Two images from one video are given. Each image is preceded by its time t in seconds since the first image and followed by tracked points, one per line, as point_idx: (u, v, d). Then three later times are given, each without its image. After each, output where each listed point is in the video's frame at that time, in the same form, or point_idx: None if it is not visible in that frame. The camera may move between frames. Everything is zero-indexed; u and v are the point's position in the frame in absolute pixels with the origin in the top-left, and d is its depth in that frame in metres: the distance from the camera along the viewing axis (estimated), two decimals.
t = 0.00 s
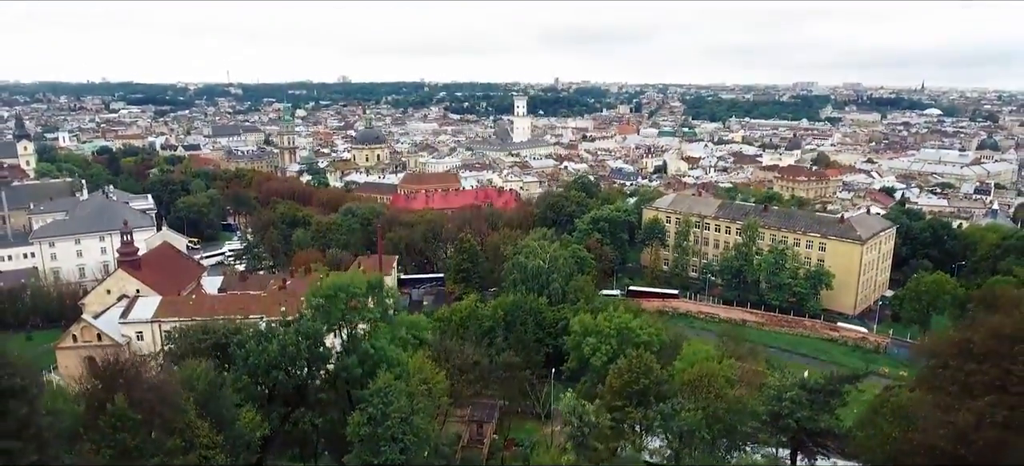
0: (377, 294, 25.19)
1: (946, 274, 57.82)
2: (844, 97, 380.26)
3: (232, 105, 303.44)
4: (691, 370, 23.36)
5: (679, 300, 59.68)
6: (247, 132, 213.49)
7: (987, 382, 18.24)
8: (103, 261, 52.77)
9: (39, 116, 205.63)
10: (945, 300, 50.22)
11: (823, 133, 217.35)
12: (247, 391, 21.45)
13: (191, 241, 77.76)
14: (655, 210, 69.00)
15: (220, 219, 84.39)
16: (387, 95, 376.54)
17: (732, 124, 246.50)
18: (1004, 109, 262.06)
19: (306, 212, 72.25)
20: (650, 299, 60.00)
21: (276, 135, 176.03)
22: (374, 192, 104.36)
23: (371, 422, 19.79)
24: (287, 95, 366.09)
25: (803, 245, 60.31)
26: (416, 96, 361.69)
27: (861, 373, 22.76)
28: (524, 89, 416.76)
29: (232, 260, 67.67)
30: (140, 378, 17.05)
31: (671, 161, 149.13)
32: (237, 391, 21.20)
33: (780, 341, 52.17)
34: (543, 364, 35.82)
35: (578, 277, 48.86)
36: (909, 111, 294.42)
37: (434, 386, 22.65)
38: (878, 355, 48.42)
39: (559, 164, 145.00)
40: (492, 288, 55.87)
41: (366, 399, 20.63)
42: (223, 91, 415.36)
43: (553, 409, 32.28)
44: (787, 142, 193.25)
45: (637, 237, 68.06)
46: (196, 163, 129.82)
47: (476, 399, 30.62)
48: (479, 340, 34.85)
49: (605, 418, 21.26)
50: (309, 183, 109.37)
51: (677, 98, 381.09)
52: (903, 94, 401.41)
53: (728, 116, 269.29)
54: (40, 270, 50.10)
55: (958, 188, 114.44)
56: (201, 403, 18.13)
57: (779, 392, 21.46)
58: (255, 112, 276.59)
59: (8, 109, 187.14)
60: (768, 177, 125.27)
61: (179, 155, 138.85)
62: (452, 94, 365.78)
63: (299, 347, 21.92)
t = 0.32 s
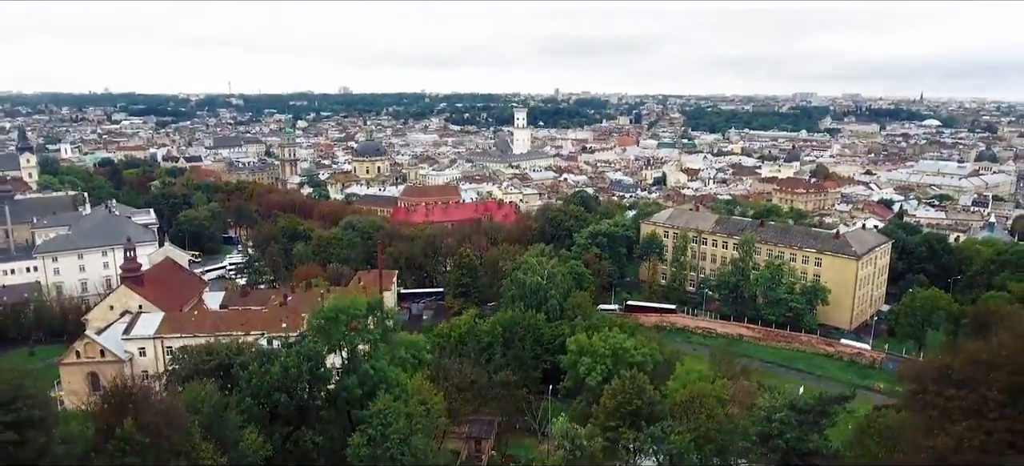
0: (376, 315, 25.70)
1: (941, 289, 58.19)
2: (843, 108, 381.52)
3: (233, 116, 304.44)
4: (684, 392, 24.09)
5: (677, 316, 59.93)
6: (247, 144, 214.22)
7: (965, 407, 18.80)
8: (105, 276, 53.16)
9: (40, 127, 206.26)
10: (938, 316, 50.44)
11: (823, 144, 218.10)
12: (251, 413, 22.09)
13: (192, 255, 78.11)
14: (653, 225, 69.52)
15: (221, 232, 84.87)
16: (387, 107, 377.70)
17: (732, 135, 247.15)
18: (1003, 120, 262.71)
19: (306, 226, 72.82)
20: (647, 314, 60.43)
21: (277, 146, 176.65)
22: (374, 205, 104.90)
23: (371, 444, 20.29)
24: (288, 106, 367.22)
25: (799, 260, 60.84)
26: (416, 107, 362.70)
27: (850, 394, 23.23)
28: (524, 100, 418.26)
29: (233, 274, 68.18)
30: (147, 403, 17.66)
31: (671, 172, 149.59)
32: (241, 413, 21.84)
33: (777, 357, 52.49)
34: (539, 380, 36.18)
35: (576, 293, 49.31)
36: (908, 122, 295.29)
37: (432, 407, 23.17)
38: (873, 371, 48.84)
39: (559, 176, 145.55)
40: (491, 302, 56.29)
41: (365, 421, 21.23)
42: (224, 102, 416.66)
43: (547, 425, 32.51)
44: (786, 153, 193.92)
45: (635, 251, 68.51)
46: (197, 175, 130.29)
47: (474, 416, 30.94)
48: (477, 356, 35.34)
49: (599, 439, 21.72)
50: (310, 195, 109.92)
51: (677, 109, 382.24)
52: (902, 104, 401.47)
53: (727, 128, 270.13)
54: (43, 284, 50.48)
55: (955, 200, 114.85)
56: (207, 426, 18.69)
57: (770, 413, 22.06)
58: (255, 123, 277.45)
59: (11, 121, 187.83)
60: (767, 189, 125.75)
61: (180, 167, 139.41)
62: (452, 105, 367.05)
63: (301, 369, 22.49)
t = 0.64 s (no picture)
0: (376, 333, 26.26)
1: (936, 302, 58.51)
2: (842, 117, 383.84)
3: (234, 125, 305.42)
4: (676, 412, 24.62)
5: (675, 328, 60.26)
6: (248, 154, 214.99)
7: (944, 429, 19.46)
8: (108, 289, 53.66)
9: (42, 136, 207.19)
10: (933, 330, 50.04)
11: (822, 153, 218.85)
12: (255, 432, 22.68)
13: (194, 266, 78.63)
14: (651, 238, 70.05)
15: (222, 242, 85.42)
16: (388, 116, 379.23)
17: (732, 144, 247.99)
18: (1001, 129, 263.56)
19: (307, 238, 73.43)
20: (644, 327, 60.86)
21: (278, 155, 177.46)
22: (375, 215, 105.50)
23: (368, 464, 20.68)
24: (288, 114, 368.94)
25: (796, 273, 61.30)
26: (416, 115, 364.17)
27: (840, 413, 23.70)
28: (524, 109, 419.98)
29: (234, 285, 68.68)
30: (156, 424, 18.35)
31: (670, 182, 150.28)
32: (246, 431, 22.53)
33: (774, 370, 52.80)
34: (536, 394, 36.44)
35: (575, 309, 49.84)
36: (908, 129, 295.98)
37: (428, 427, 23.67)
38: (868, 385, 49.24)
39: (559, 185, 146.21)
40: (490, 315, 56.82)
41: (366, 439, 21.70)
42: (225, 111, 418.02)
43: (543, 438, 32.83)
44: (786, 162, 194.68)
45: (633, 264, 69.00)
46: (199, 185, 131.02)
47: (473, 431, 31.48)
48: (475, 371, 35.89)
49: (592, 457, 22.20)
50: (311, 205, 110.56)
51: (675, 117, 385.02)
52: (900, 113, 403.40)
53: (727, 136, 271.09)
54: (47, 297, 51.00)
55: (953, 210, 115.31)
56: (211, 446, 19.28)
57: (760, 432, 22.22)
58: (256, 132, 278.34)
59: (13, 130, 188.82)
60: (765, 199, 126.31)
61: (182, 177, 140.24)
62: (452, 114, 368.61)
63: (302, 390, 23.03)
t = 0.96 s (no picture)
0: (377, 351, 26.89)
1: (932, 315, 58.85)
2: (842, 124, 384.17)
3: (236, 132, 306.44)
4: (670, 428, 25.10)
5: (673, 339, 60.75)
6: (249, 161, 215.52)
7: (925, 449, 20.15)
8: (111, 300, 54.13)
9: (44, 143, 208.04)
10: (928, 342, 49.83)
11: (822, 161, 219.33)
12: (259, 449, 23.12)
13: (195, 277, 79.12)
14: (650, 249, 70.59)
15: (224, 252, 85.89)
16: (388, 123, 380.23)
17: (732, 151, 248.65)
18: (1001, 137, 264.03)
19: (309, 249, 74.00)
20: (642, 338, 61.32)
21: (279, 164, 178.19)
22: (375, 225, 106.05)
23: None
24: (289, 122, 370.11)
25: (792, 285, 61.76)
26: (417, 123, 365.28)
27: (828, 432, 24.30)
28: (524, 116, 421.41)
29: (236, 296, 69.16)
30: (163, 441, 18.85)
31: (670, 190, 150.82)
32: (251, 448, 22.98)
33: (771, 382, 53.21)
34: (535, 407, 36.88)
35: (574, 322, 50.42)
36: (908, 136, 296.26)
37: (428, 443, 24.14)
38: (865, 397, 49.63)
39: (559, 193, 146.78)
40: (490, 326, 57.34)
41: (365, 457, 22.28)
42: (225, 117, 419.30)
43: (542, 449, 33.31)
44: (785, 170, 195.22)
45: (632, 274, 69.47)
46: (200, 194, 131.64)
47: (472, 444, 32.03)
48: (475, 384, 36.47)
49: None
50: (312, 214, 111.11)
51: (675, 124, 386.09)
52: (900, 120, 404.35)
53: (727, 144, 271.78)
54: (50, 308, 51.47)
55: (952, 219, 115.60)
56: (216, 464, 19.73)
57: (751, 450, 23.05)
58: (257, 140, 278.92)
59: (16, 138, 189.71)
60: (765, 207, 126.71)
61: (184, 185, 140.81)
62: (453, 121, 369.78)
63: (305, 408, 23.60)
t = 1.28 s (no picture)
0: (376, 366, 27.44)
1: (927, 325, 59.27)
2: (841, 130, 385.08)
3: (236, 139, 307.15)
4: (664, 442, 25.54)
5: (671, 350, 61.23)
6: (250, 168, 216.15)
7: None
8: (113, 310, 54.67)
9: (46, 150, 208.56)
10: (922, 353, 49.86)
11: (822, 167, 219.84)
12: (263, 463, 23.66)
13: (197, 285, 79.55)
14: (648, 259, 71.15)
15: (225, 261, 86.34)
16: (388, 129, 381.10)
17: (732, 157, 249.21)
18: (999, 143, 264.67)
19: (310, 258, 74.60)
20: (640, 348, 61.82)
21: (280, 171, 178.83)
22: (376, 233, 106.59)
23: None
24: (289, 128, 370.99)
25: (789, 295, 62.23)
26: (417, 129, 366.16)
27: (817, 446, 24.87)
28: (524, 123, 422.33)
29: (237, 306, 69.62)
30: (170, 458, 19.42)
31: (670, 197, 151.42)
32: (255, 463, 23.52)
33: (767, 392, 53.62)
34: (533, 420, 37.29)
35: (572, 332, 51.01)
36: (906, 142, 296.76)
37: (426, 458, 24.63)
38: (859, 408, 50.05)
39: (558, 201, 147.41)
40: (489, 336, 57.78)
41: None
42: (225, 123, 420.24)
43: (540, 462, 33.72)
44: (785, 176, 195.76)
45: (631, 284, 69.99)
46: (201, 202, 132.10)
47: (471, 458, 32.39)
48: (473, 398, 36.88)
49: None
50: (312, 223, 111.68)
51: (674, 131, 386.90)
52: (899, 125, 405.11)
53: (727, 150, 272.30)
54: (53, 318, 51.96)
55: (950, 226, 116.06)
56: None
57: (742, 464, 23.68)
58: (257, 146, 279.74)
59: (18, 145, 190.20)
60: (764, 215, 127.13)
61: (185, 193, 141.28)
62: (452, 128, 370.65)
63: (307, 424, 24.16)
